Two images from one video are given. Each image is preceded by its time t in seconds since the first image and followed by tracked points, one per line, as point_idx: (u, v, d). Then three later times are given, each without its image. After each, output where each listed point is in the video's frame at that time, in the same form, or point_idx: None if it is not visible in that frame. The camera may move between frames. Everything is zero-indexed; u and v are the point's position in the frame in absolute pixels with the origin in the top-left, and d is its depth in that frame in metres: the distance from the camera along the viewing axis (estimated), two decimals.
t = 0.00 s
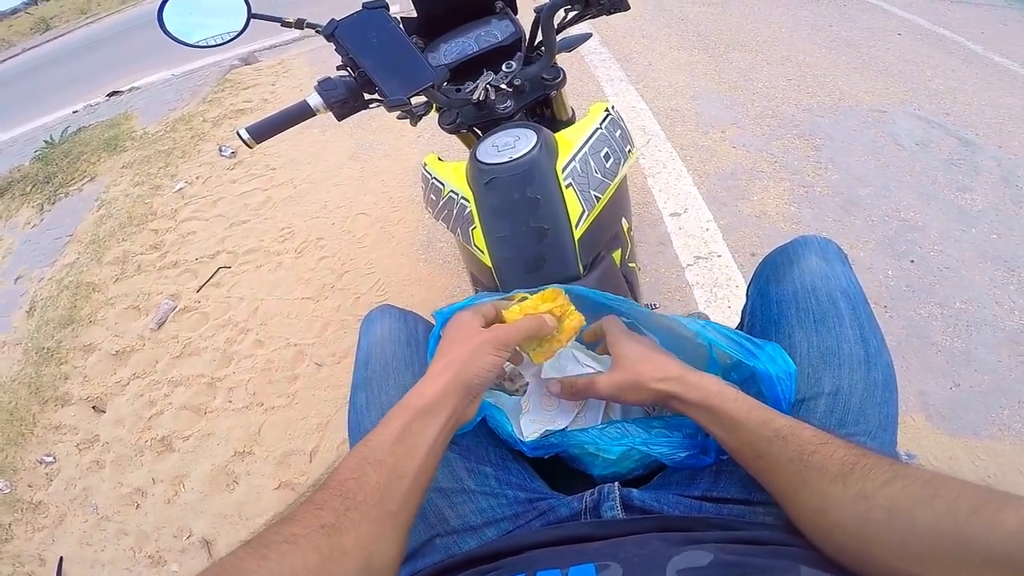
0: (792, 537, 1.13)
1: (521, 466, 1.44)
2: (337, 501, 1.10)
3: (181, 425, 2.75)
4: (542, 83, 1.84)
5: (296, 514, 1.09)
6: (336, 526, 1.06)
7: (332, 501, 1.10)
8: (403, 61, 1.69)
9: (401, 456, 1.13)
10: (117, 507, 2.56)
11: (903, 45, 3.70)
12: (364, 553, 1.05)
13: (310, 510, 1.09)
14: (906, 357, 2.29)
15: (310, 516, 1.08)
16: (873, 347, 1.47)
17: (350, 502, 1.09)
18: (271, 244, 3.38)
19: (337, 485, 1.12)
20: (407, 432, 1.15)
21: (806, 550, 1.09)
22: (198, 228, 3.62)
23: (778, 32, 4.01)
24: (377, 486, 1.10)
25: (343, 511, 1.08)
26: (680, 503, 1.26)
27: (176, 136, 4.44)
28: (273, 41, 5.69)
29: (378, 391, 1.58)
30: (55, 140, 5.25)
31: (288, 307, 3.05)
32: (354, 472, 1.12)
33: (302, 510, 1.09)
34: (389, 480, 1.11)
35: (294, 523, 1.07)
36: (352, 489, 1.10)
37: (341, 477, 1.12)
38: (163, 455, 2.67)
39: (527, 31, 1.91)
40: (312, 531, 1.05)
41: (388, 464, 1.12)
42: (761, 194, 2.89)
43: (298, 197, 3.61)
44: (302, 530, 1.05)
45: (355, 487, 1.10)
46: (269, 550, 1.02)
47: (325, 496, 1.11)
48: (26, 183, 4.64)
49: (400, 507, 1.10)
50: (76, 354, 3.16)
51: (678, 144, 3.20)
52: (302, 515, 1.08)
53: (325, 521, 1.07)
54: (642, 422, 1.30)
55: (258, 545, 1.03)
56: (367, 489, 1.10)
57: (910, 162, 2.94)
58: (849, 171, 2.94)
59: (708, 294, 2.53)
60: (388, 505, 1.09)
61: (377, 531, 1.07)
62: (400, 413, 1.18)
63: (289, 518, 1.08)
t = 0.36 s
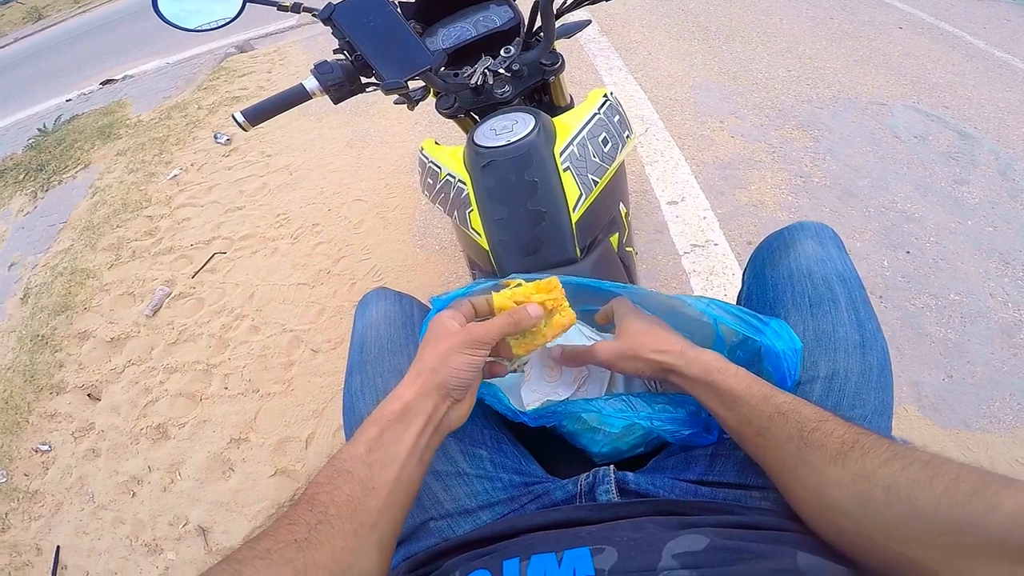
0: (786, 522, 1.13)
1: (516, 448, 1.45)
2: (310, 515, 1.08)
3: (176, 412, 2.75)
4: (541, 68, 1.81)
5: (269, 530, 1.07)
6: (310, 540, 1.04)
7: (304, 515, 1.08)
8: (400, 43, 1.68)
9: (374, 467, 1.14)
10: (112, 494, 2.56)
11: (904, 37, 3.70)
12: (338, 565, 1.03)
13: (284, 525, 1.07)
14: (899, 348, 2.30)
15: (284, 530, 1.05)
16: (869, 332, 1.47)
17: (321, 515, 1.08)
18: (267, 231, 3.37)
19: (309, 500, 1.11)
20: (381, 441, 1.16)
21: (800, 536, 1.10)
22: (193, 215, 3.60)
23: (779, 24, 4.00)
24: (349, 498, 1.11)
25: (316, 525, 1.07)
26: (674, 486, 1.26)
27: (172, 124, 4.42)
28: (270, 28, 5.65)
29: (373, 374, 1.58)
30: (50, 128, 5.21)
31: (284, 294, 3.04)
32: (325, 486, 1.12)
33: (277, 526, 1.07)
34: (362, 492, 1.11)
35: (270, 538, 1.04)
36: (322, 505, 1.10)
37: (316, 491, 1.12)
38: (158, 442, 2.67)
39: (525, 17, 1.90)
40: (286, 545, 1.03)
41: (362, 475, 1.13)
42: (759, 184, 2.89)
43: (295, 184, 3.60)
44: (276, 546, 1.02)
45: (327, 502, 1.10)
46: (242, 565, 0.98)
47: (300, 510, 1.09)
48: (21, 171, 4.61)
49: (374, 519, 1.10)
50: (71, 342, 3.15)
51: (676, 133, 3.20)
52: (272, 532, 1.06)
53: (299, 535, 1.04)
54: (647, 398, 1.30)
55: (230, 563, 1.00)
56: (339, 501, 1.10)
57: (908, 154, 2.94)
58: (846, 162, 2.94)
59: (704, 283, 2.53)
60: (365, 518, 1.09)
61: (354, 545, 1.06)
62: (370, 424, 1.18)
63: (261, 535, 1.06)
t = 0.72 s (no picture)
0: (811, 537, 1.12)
1: (525, 455, 1.43)
2: (330, 540, 1.06)
3: (179, 402, 2.73)
4: (562, 69, 1.79)
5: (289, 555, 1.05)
6: (331, 567, 1.02)
7: (326, 540, 1.06)
8: (423, 39, 1.67)
9: (398, 493, 1.11)
10: (111, 483, 2.54)
11: (927, 50, 3.66)
12: None
13: (307, 550, 1.04)
14: (911, 364, 2.26)
15: (307, 555, 1.03)
16: (891, 347, 1.43)
17: (344, 541, 1.06)
18: (278, 223, 3.36)
19: (331, 525, 1.08)
20: (404, 466, 1.13)
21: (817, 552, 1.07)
22: (205, 205, 3.59)
23: (801, 32, 3.97)
24: (373, 525, 1.07)
25: (338, 551, 1.04)
26: (689, 499, 1.24)
27: (188, 114, 4.42)
28: (290, 22, 5.66)
29: (383, 374, 1.55)
30: (68, 116, 5.24)
31: (292, 287, 3.02)
32: (348, 512, 1.09)
33: (298, 551, 1.05)
34: (385, 519, 1.08)
35: (293, 563, 1.02)
36: (343, 530, 1.07)
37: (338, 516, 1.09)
38: (160, 432, 2.65)
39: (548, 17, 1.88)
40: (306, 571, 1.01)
41: (385, 501, 1.10)
42: (775, 194, 2.86)
43: (308, 177, 3.59)
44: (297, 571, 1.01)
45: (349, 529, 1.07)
46: None
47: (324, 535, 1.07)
48: (36, 156, 4.63)
49: (397, 546, 1.07)
50: (77, 328, 3.14)
51: (693, 140, 3.17)
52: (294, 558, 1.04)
53: (320, 562, 1.02)
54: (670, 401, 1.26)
55: None
56: (362, 528, 1.07)
57: (928, 168, 2.90)
58: (864, 174, 2.91)
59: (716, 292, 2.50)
60: (389, 544, 1.06)
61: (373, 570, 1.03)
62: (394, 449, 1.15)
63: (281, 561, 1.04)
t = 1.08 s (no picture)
0: (806, 534, 1.11)
1: (521, 452, 1.44)
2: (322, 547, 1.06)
3: (171, 402, 2.72)
4: (559, 68, 1.80)
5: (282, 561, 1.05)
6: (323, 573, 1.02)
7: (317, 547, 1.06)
8: (420, 37, 1.67)
9: (390, 501, 1.11)
10: (103, 482, 2.53)
11: (920, 52, 3.69)
12: None
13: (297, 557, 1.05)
14: (901, 364, 2.28)
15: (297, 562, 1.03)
16: (880, 344, 1.45)
17: (333, 550, 1.06)
18: (271, 222, 3.35)
19: (324, 531, 1.09)
20: (398, 475, 1.13)
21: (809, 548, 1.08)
22: (198, 204, 3.58)
23: (796, 33, 4.00)
24: (365, 533, 1.08)
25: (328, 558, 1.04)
26: (684, 496, 1.25)
27: (182, 112, 4.40)
28: (285, 20, 5.64)
29: (378, 372, 1.56)
30: (60, 113, 5.21)
31: (286, 286, 3.02)
32: (341, 520, 1.10)
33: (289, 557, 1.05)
34: (377, 527, 1.09)
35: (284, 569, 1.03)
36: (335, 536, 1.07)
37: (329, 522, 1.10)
38: (152, 431, 2.64)
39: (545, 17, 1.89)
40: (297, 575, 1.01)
41: (377, 509, 1.10)
42: (768, 194, 2.88)
43: (302, 175, 3.58)
44: None
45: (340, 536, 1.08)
46: None
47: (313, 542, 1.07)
48: (28, 153, 4.60)
49: (388, 553, 1.07)
50: (68, 326, 3.13)
51: (687, 140, 3.19)
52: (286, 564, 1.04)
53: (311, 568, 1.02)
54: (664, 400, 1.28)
55: None
56: (353, 534, 1.08)
57: (919, 169, 2.93)
58: (856, 175, 2.93)
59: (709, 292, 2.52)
60: (379, 551, 1.07)
61: None
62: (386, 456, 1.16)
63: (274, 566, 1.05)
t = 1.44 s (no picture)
0: (795, 524, 1.13)
1: (516, 448, 1.45)
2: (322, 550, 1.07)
3: (167, 405, 2.72)
4: (548, 66, 1.80)
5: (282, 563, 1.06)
6: None
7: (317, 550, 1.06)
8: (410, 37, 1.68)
9: (389, 502, 1.11)
10: (100, 487, 2.53)
11: (907, 47, 3.71)
12: None
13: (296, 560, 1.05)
14: (894, 357, 2.30)
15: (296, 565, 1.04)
16: (868, 335, 1.47)
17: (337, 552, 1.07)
18: (264, 224, 3.34)
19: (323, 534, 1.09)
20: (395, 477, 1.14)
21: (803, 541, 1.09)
22: (190, 207, 3.57)
23: (783, 29, 4.01)
24: (363, 535, 1.09)
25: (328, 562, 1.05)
26: (678, 490, 1.25)
27: (172, 114, 4.39)
28: (274, 21, 5.62)
29: (373, 372, 1.57)
30: (50, 115, 5.18)
31: (279, 289, 3.01)
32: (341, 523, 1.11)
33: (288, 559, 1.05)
34: (375, 528, 1.10)
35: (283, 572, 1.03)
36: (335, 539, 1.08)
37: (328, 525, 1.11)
38: (148, 436, 2.64)
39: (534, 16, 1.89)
40: None
41: (377, 511, 1.11)
42: (759, 190, 2.89)
43: (294, 177, 3.58)
44: None
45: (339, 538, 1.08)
46: None
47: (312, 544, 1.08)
48: (18, 157, 4.57)
49: (386, 555, 1.08)
50: (62, 331, 3.12)
51: (678, 137, 3.20)
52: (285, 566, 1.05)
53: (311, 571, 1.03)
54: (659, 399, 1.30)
55: None
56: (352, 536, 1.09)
57: (908, 163, 2.95)
58: (845, 169, 2.95)
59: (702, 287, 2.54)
60: (378, 552, 1.08)
61: None
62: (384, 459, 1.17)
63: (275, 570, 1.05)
